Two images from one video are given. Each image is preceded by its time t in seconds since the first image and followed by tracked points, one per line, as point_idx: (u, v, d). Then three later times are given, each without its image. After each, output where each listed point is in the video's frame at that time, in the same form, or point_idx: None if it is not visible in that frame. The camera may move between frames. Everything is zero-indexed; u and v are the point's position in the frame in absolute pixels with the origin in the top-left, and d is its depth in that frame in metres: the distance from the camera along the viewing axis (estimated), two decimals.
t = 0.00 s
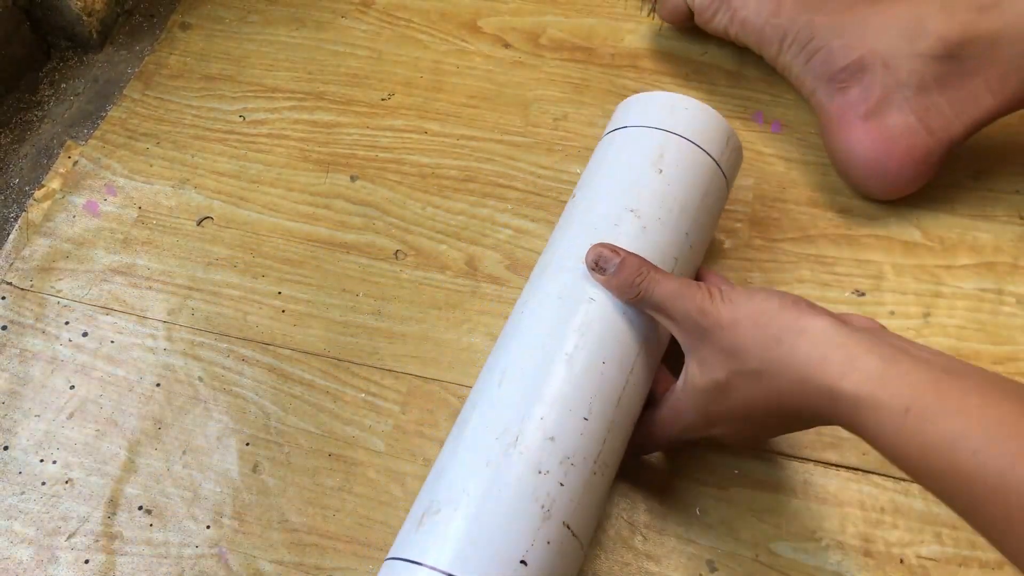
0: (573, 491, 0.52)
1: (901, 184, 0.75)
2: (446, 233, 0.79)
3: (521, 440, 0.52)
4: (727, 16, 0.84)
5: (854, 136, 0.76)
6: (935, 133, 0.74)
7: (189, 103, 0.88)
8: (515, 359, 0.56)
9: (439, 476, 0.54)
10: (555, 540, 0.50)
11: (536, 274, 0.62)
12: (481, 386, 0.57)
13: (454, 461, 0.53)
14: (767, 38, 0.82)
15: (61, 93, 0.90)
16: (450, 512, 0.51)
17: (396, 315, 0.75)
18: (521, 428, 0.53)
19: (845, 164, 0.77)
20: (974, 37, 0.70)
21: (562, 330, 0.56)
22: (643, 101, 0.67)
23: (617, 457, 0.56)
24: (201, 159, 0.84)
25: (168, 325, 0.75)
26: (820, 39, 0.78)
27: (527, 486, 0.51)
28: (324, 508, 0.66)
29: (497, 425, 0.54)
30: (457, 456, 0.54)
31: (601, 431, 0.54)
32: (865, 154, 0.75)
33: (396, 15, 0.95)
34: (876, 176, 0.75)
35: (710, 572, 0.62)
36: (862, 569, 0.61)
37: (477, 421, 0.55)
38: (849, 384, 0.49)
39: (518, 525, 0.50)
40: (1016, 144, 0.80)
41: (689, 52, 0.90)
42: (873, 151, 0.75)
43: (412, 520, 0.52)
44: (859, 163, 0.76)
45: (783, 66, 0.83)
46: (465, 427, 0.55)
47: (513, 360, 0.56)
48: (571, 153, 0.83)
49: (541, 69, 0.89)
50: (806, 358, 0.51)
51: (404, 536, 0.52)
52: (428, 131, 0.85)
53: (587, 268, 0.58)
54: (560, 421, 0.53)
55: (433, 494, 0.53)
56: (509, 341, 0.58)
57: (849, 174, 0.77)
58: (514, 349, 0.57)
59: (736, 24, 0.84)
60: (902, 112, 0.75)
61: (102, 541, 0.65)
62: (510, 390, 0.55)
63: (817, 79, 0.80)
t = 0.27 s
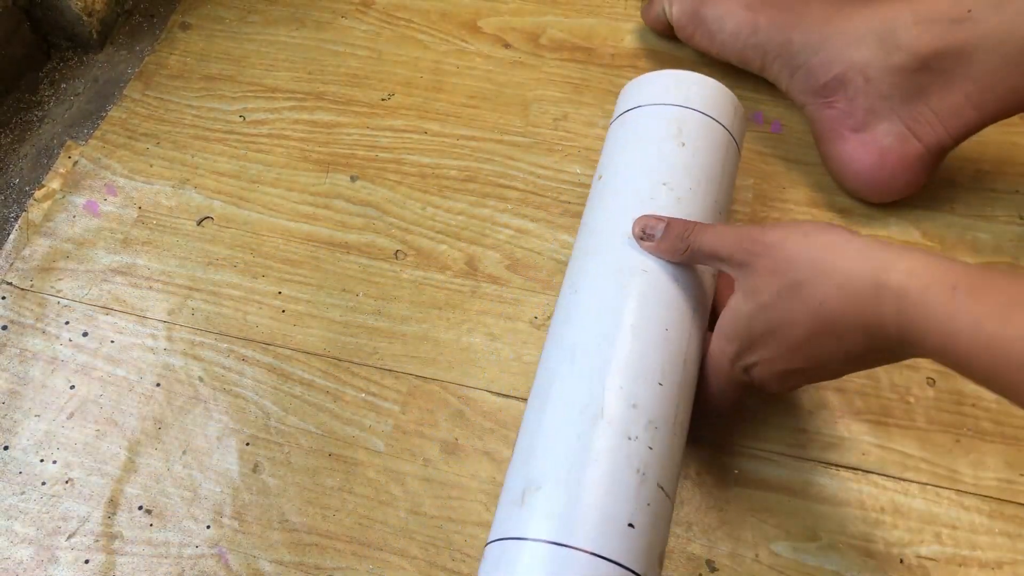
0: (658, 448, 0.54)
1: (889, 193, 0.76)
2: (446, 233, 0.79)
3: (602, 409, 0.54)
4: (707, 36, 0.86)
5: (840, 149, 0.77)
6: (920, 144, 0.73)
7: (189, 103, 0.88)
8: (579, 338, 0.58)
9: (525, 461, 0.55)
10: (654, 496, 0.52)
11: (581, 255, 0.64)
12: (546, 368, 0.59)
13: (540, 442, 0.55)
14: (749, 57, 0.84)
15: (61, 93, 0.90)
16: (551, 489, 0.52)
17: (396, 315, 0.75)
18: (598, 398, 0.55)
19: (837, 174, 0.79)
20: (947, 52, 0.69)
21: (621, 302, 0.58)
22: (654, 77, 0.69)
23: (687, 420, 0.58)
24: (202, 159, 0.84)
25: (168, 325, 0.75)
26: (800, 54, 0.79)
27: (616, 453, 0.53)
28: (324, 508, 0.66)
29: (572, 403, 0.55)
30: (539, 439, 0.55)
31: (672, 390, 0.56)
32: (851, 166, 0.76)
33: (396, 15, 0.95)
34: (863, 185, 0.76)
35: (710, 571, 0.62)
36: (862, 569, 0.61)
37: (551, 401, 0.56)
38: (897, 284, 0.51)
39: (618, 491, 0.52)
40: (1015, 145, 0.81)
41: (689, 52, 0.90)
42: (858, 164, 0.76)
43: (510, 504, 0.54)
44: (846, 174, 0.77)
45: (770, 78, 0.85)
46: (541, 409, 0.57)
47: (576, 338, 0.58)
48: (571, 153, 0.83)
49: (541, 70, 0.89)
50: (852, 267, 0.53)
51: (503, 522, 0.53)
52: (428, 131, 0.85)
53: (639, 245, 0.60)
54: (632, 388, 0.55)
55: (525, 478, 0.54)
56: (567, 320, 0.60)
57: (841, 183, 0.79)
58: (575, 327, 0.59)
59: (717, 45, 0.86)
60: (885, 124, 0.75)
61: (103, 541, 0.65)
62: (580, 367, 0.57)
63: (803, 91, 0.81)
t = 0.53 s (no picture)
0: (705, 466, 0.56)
1: (900, 189, 0.76)
2: (446, 233, 0.79)
3: (665, 424, 0.54)
4: (708, 41, 0.86)
5: (851, 147, 0.78)
6: (931, 140, 0.74)
7: (189, 103, 0.88)
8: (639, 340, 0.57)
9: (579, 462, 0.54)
10: (702, 516, 0.54)
11: (630, 249, 0.63)
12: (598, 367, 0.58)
13: (597, 446, 0.54)
14: (752, 61, 0.84)
15: (61, 93, 0.90)
16: (613, 497, 0.51)
17: (396, 315, 0.75)
18: (661, 407, 0.55)
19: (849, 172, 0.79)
20: (952, 50, 0.69)
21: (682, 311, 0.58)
22: (700, 80, 0.70)
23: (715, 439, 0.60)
24: (202, 159, 0.84)
25: (168, 325, 0.75)
26: (808, 56, 0.80)
27: (677, 470, 0.53)
28: (324, 508, 0.66)
29: (634, 409, 0.55)
30: (598, 442, 0.54)
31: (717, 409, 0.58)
32: (862, 163, 0.77)
33: (396, 15, 0.95)
34: (875, 182, 0.77)
35: (710, 572, 0.62)
36: (862, 569, 0.61)
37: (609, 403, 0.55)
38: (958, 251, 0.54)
39: (676, 507, 0.52)
40: (1015, 144, 0.81)
41: (689, 52, 0.90)
42: (869, 159, 0.76)
43: (563, 507, 0.52)
44: (858, 170, 0.78)
45: (776, 82, 0.85)
46: (595, 410, 0.56)
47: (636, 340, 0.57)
48: (571, 153, 0.83)
49: (541, 70, 0.89)
50: (913, 234, 0.56)
51: (555, 526, 0.52)
52: (428, 131, 0.85)
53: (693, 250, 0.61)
54: (692, 404, 0.56)
55: (581, 482, 0.53)
56: (621, 318, 0.59)
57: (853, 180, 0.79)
58: (630, 328, 0.58)
59: (719, 51, 0.86)
60: (896, 121, 0.76)
61: (102, 541, 0.65)
62: (640, 371, 0.56)
63: (812, 93, 0.82)
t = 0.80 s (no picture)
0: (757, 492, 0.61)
1: (935, 164, 0.76)
2: (446, 233, 0.79)
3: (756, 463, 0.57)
4: (738, 24, 0.83)
5: (886, 125, 0.77)
6: (966, 113, 0.75)
7: (189, 103, 0.88)
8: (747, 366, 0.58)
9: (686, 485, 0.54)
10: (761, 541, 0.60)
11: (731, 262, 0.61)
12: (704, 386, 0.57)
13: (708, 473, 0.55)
14: (785, 44, 0.82)
15: (61, 93, 0.90)
16: (720, 530, 0.54)
17: (396, 315, 0.75)
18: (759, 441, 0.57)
19: (882, 151, 0.78)
20: (991, 21, 0.72)
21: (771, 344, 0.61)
22: (769, 90, 0.69)
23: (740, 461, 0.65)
24: (202, 160, 0.84)
25: (168, 325, 0.75)
26: (842, 36, 0.78)
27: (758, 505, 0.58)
28: (324, 508, 0.66)
29: (740, 442, 0.56)
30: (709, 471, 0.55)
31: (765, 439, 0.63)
32: (900, 140, 0.76)
33: (396, 16, 0.95)
34: (911, 159, 0.76)
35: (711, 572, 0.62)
36: (863, 569, 0.61)
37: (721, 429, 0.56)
38: None
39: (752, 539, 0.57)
40: (1015, 144, 0.81)
41: (689, 51, 0.90)
42: (908, 134, 0.76)
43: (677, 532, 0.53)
44: (894, 148, 0.77)
45: (798, 66, 0.83)
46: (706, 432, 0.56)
47: (748, 367, 0.58)
48: (571, 153, 0.83)
49: (541, 70, 0.89)
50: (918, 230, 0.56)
51: (665, 550, 0.52)
52: (428, 132, 0.85)
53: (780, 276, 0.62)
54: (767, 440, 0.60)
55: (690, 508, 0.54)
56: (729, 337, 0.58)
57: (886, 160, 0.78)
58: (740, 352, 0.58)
59: (743, 34, 0.84)
60: (931, 96, 0.76)
61: (102, 541, 0.65)
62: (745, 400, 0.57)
63: (840, 76, 0.81)
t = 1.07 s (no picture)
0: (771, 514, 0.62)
1: (933, 178, 0.76)
2: (446, 233, 0.79)
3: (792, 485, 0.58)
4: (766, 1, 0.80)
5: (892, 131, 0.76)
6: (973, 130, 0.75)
7: (189, 103, 0.88)
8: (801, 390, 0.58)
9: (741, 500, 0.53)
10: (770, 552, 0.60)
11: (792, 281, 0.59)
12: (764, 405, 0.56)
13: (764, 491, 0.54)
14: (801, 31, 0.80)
15: (61, 94, 0.90)
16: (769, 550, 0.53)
17: (396, 315, 0.75)
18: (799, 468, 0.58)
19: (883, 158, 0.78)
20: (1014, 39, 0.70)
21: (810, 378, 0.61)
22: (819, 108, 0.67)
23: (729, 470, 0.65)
24: (202, 160, 0.84)
25: (168, 325, 0.75)
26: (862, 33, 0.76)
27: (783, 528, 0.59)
28: (324, 508, 0.66)
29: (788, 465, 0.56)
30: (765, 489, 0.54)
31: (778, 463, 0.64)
32: (904, 151, 0.76)
33: (396, 16, 0.95)
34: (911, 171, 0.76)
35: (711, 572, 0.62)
36: (863, 569, 0.61)
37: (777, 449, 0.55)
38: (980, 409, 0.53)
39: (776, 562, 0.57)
40: (1016, 144, 0.81)
41: (689, 51, 0.90)
42: (914, 146, 0.75)
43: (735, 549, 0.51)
44: (896, 158, 0.76)
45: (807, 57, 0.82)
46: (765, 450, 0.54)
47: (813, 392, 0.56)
48: (571, 153, 0.83)
49: (541, 70, 0.89)
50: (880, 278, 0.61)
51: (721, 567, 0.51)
52: (428, 132, 0.85)
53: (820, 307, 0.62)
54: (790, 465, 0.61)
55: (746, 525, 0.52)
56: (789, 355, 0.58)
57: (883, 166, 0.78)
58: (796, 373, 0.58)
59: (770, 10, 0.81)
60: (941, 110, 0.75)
61: (102, 541, 0.65)
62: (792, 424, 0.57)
63: (853, 72, 0.78)
